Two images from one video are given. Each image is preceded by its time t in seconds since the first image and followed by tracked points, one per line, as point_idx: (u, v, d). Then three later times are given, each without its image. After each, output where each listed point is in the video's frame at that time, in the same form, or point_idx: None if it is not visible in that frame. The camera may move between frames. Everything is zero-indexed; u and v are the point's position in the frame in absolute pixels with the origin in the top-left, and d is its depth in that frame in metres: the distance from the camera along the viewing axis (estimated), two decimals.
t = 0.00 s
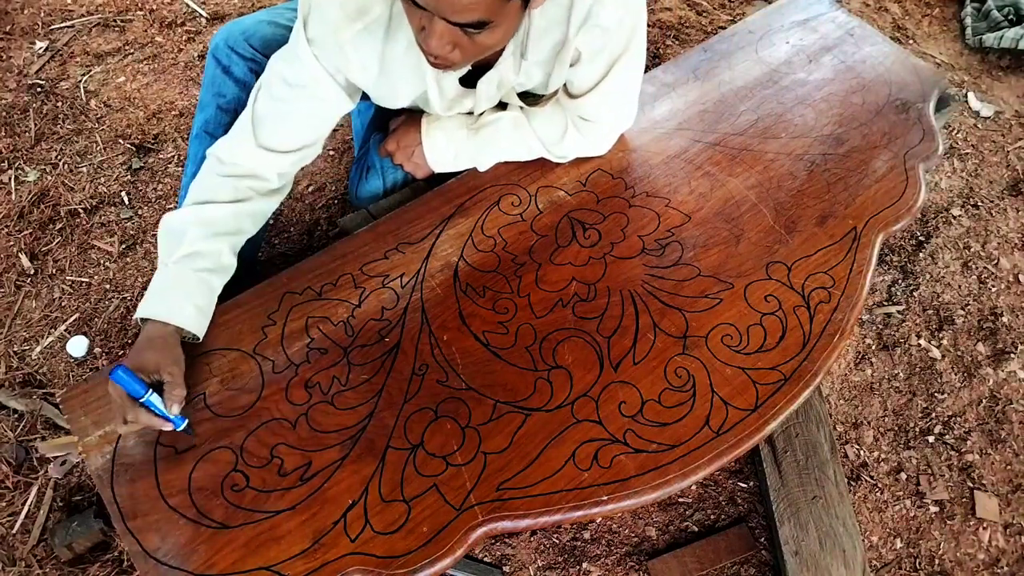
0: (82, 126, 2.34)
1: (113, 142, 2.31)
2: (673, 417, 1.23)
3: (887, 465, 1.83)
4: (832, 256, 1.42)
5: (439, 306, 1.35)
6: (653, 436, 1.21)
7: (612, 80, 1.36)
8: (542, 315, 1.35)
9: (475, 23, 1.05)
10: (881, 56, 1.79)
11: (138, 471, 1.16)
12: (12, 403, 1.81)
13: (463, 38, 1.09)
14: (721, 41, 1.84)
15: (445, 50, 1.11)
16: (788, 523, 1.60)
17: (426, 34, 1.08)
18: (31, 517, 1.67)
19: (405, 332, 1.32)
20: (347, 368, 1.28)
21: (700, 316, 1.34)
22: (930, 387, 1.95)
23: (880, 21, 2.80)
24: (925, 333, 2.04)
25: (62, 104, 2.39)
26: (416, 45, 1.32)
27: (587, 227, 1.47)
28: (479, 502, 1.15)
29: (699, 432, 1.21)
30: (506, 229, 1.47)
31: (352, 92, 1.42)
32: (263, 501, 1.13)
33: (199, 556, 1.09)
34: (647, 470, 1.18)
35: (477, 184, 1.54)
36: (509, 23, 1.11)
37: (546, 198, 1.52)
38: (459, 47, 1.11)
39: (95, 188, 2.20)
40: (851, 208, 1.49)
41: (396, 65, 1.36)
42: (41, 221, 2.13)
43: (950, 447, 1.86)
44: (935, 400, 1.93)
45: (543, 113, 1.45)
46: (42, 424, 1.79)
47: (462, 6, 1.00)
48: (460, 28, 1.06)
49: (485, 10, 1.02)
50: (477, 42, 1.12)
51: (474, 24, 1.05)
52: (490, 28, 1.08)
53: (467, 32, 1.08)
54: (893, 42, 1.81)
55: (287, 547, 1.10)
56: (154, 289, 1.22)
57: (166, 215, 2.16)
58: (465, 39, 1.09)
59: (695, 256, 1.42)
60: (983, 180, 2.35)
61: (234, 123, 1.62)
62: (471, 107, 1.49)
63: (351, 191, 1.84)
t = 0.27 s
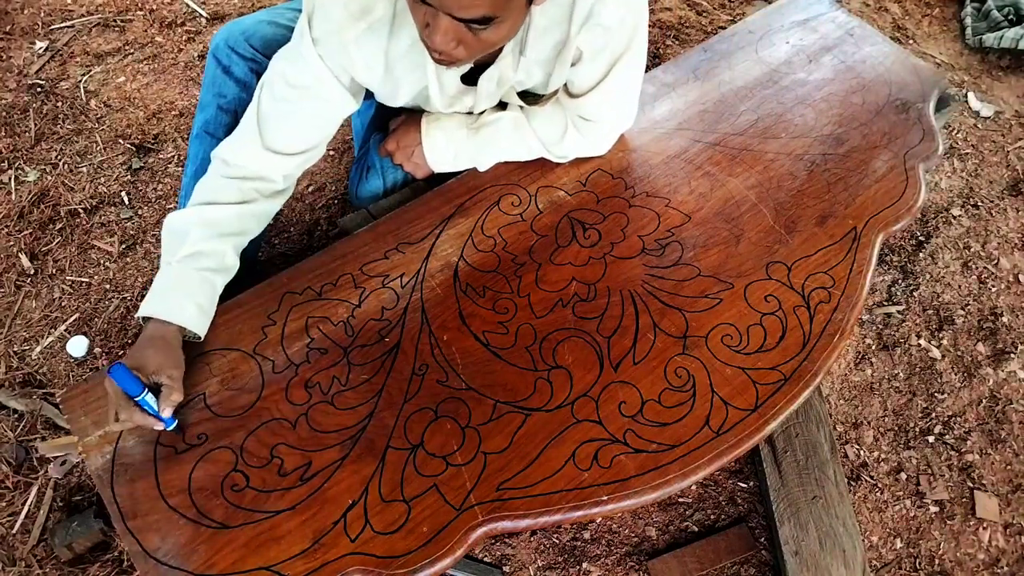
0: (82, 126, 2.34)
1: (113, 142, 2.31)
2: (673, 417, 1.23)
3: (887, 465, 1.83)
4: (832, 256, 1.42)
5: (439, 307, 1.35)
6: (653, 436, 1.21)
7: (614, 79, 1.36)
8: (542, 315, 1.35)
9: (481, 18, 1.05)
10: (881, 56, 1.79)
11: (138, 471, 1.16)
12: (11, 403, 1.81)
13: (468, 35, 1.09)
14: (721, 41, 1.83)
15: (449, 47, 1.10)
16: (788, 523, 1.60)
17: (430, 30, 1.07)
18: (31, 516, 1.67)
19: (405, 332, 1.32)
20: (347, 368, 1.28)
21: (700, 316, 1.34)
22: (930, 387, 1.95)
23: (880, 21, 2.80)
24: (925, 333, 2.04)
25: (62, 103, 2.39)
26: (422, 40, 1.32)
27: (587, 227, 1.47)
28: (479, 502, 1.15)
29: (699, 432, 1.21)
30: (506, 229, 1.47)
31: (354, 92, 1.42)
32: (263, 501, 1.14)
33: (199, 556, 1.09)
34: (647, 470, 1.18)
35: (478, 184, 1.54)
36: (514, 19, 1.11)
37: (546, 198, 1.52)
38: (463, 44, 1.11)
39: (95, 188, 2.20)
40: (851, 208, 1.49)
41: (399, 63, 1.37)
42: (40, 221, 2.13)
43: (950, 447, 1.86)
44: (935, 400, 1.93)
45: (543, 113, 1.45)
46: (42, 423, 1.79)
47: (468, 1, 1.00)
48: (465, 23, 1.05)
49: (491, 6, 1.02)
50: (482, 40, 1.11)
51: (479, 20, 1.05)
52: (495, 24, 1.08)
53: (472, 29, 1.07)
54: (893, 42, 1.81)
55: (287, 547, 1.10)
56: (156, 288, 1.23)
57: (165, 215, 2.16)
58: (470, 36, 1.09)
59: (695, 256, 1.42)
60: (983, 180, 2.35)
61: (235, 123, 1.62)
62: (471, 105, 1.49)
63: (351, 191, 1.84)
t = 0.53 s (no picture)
0: (82, 126, 2.34)
1: (113, 142, 2.31)
2: (673, 417, 1.23)
3: (887, 465, 1.83)
4: (832, 256, 1.42)
5: (439, 307, 1.35)
6: (653, 436, 1.21)
7: (614, 79, 1.36)
8: (542, 316, 1.35)
9: (489, 10, 1.05)
10: (881, 56, 1.79)
11: (138, 471, 1.16)
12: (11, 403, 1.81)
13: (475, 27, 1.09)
14: (721, 41, 1.83)
15: (456, 38, 1.10)
16: (788, 523, 1.60)
17: (437, 22, 1.08)
18: (31, 516, 1.67)
19: (405, 332, 1.32)
20: (347, 368, 1.28)
21: (700, 316, 1.34)
22: (930, 387, 1.95)
23: (880, 21, 2.80)
24: (925, 333, 2.04)
25: (62, 103, 2.39)
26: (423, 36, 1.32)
27: (587, 227, 1.47)
28: (479, 502, 1.15)
29: (699, 432, 1.21)
30: (506, 229, 1.47)
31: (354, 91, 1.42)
32: (263, 501, 1.14)
33: (199, 556, 1.09)
34: (647, 470, 1.18)
35: (478, 184, 1.54)
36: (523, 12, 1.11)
37: (546, 198, 1.52)
38: (470, 37, 1.11)
39: (95, 188, 2.20)
40: (851, 208, 1.49)
41: (399, 60, 1.37)
42: (40, 221, 2.13)
43: (950, 447, 1.86)
44: (935, 400, 1.93)
45: (543, 113, 1.45)
46: (42, 423, 1.79)
47: None
48: (473, 15, 1.05)
49: None
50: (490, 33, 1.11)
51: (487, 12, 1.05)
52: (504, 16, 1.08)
53: (480, 21, 1.07)
54: (893, 42, 1.81)
55: (287, 547, 1.10)
56: (161, 289, 1.23)
57: (165, 215, 2.16)
58: (477, 27, 1.09)
59: (695, 256, 1.42)
60: (983, 180, 2.35)
61: (235, 123, 1.62)
62: (471, 102, 1.50)
63: (352, 190, 1.85)
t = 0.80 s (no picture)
0: (82, 126, 2.34)
1: (113, 142, 2.31)
2: (673, 417, 1.23)
3: (887, 465, 1.83)
4: (832, 256, 1.42)
5: (439, 307, 1.35)
6: (653, 437, 1.21)
7: (618, 66, 1.35)
8: (542, 316, 1.35)
9: None
10: (881, 56, 1.79)
11: (138, 471, 1.16)
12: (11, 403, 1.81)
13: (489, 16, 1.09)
14: (721, 41, 1.84)
15: (454, 16, 1.11)
16: (788, 523, 1.60)
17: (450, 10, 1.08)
18: (31, 516, 1.67)
19: (405, 332, 1.32)
20: (347, 368, 1.28)
21: (700, 316, 1.34)
22: (930, 387, 1.95)
23: (880, 21, 2.80)
24: (925, 333, 2.04)
25: (62, 103, 2.39)
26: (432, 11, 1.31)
27: (587, 227, 1.47)
28: (479, 502, 1.15)
29: (699, 433, 1.21)
30: (506, 229, 1.47)
31: (363, 65, 1.44)
32: (263, 501, 1.13)
33: (199, 556, 1.09)
34: (647, 470, 1.18)
35: (478, 184, 1.54)
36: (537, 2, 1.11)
37: (546, 198, 1.52)
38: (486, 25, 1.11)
39: (95, 188, 2.20)
40: (851, 208, 1.49)
41: (404, 38, 1.37)
42: (40, 221, 2.13)
43: (950, 447, 1.86)
44: (935, 400, 1.93)
45: (543, 112, 1.46)
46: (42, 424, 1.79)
47: None
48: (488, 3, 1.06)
49: None
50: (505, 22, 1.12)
51: None
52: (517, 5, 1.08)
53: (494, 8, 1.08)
54: (893, 42, 1.81)
55: (287, 547, 1.10)
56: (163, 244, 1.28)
57: (165, 215, 2.16)
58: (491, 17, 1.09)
59: (695, 256, 1.42)
60: (983, 180, 2.35)
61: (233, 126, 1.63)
62: (469, 87, 1.47)
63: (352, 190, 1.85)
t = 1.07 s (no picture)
0: (82, 126, 2.34)
1: (113, 142, 2.31)
2: (673, 417, 1.23)
3: (887, 465, 1.83)
4: (832, 256, 1.42)
5: (439, 307, 1.35)
6: (653, 437, 1.21)
7: (621, 63, 1.36)
8: (542, 316, 1.35)
9: None
10: (881, 56, 1.79)
11: (138, 471, 1.16)
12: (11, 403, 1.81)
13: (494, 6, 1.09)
14: (721, 41, 1.84)
15: (470, 14, 1.12)
16: (788, 523, 1.60)
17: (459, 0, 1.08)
18: (31, 517, 1.67)
19: (405, 333, 1.32)
20: (347, 368, 1.28)
21: (700, 316, 1.34)
22: (930, 387, 1.95)
23: (880, 21, 2.80)
24: (925, 332, 2.04)
25: (62, 103, 2.39)
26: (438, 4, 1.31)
27: (587, 227, 1.47)
28: (479, 502, 1.15)
29: (699, 433, 1.21)
30: (506, 229, 1.47)
31: (372, 61, 1.44)
32: (263, 501, 1.13)
33: (199, 556, 1.09)
34: (647, 470, 1.18)
35: (478, 184, 1.54)
36: None
37: (546, 198, 1.52)
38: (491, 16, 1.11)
39: (95, 188, 2.20)
40: (851, 208, 1.49)
41: (412, 32, 1.37)
42: (40, 221, 2.13)
43: (950, 447, 1.86)
44: (935, 400, 1.93)
45: (544, 112, 1.46)
46: (42, 424, 1.79)
47: None
48: None
49: None
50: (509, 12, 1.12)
51: None
52: None
53: None
54: (893, 42, 1.81)
55: (287, 547, 1.10)
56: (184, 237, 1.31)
57: (165, 215, 2.16)
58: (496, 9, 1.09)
59: (695, 256, 1.42)
60: (983, 180, 2.35)
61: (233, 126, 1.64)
62: (472, 83, 1.47)
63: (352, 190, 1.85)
